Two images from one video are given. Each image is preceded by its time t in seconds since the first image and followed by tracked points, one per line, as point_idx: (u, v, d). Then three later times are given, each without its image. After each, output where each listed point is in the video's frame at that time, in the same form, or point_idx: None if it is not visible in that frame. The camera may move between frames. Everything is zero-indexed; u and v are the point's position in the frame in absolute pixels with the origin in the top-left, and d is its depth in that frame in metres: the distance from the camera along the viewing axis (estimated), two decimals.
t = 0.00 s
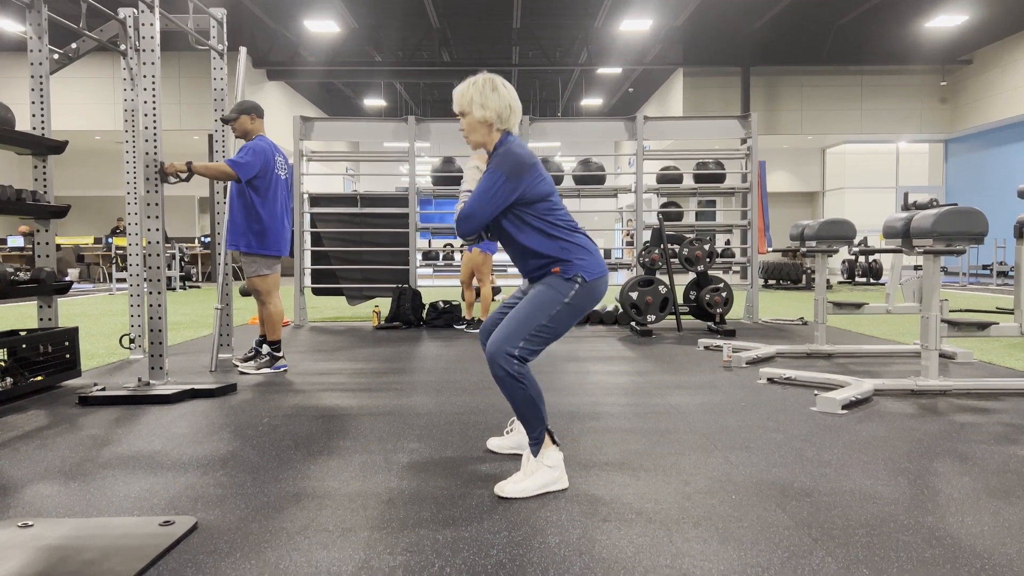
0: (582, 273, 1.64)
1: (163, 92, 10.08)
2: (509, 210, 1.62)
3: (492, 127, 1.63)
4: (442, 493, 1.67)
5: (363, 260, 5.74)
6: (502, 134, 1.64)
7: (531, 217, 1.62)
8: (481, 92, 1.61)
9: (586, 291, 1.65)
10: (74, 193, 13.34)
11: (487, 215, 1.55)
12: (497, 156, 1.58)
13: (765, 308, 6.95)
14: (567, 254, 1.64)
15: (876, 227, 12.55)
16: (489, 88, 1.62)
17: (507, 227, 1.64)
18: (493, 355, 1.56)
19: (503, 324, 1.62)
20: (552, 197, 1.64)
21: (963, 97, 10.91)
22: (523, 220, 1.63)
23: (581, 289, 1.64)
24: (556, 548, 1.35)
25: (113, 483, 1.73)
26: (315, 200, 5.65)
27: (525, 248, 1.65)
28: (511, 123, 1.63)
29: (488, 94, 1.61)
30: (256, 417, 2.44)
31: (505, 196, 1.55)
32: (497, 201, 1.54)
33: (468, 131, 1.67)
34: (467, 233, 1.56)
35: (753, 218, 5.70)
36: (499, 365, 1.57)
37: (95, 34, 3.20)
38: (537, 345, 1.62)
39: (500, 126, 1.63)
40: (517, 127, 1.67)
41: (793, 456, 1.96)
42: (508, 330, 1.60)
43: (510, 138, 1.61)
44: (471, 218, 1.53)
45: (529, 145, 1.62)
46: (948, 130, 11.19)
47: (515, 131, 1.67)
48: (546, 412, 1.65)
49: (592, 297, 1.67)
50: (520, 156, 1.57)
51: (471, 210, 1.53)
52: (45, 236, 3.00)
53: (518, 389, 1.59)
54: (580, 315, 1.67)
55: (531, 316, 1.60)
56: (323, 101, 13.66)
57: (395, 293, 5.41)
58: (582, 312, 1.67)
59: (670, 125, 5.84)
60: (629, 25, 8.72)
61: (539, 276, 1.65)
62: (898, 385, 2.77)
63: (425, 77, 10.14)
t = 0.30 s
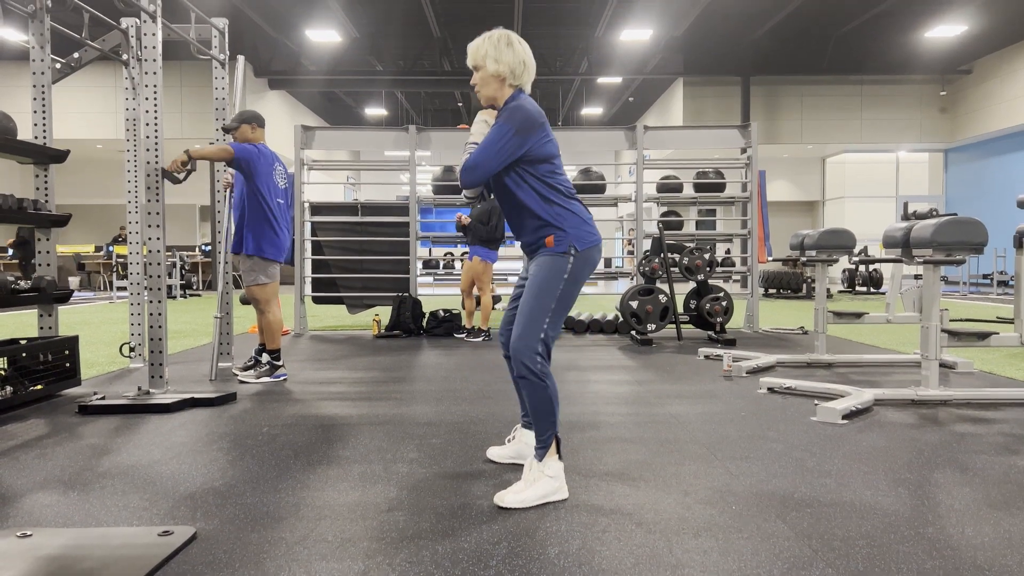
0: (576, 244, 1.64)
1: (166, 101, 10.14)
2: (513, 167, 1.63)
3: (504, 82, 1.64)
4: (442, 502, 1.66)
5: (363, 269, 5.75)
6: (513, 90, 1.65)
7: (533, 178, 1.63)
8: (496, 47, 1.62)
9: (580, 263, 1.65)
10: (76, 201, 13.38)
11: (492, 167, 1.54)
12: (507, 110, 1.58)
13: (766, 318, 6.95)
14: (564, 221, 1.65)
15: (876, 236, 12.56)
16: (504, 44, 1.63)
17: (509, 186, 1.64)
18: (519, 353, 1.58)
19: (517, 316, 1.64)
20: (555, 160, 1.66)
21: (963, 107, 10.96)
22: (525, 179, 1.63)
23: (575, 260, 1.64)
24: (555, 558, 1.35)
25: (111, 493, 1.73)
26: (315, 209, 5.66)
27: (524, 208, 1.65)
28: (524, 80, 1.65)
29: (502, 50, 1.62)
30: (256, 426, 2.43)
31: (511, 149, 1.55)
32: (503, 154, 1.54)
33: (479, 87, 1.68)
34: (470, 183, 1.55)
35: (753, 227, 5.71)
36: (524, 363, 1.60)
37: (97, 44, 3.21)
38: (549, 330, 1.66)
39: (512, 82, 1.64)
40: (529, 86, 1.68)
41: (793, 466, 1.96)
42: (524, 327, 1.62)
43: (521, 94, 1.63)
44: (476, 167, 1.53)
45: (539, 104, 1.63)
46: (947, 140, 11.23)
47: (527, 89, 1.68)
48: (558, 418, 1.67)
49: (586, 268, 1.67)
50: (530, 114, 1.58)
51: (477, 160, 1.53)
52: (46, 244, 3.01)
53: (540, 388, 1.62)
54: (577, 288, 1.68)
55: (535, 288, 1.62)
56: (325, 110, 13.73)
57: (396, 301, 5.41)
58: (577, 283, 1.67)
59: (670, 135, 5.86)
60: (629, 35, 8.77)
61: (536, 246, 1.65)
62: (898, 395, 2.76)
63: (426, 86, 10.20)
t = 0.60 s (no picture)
0: (568, 241, 1.64)
1: (168, 109, 10.18)
2: (518, 156, 1.64)
3: (518, 71, 1.65)
4: (443, 512, 1.66)
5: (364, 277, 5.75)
6: (527, 79, 1.67)
7: (534, 170, 1.64)
8: (510, 35, 1.63)
9: (570, 260, 1.66)
10: (78, 209, 13.41)
11: (499, 152, 1.55)
12: (519, 99, 1.60)
13: (767, 326, 6.94)
14: (559, 216, 1.65)
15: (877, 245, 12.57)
16: (519, 33, 1.64)
17: (511, 175, 1.65)
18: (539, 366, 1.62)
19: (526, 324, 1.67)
20: (558, 156, 1.67)
21: (963, 115, 10.99)
22: (527, 170, 1.64)
23: (566, 257, 1.65)
24: (556, 568, 1.34)
25: (111, 502, 1.73)
26: (317, 217, 5.67)
27: (522, 199, 1.65)
28: (537, 70, 1.66)
29: (516, 38, 1.63)
30: (256, 435, 2.43)
31: (519, 138, 1.56)
32: (511, 141, 1.55)
33: (492, 74, 1.69)
34: (476, 166, 1.56)
35: (753, 235, 5.71)
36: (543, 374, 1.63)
37: (99, 52, 3.24)
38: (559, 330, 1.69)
39: (525, 71, 1.65)
40: (541, 76, 1.69)
41: (794, 476, 1.95)
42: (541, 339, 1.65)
43: (534, 84, 1.64)
44: (483, 151, 1.53)
45: (550, 96, 1.64)
46: (948, 148, 11.25)
47: (539, 79, 1.69)
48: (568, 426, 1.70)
49: (576, 266, 1.68)
50: (539, 104, 1.59)
51: (484, 144, 1.53)
52: (48, 252, 3.02)
53: (555, 399, 1.65)
54: (570, 287, 1.68)
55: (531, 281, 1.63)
56: (327, 119, 13.79)
57: (396, 309, 5.41)
58: (569, 280, 1.67)
59: (671, 143, 5.88)
60: (630, 44, 8.81)
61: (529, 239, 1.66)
62: (899, 405, 2.76)
63: (428, 95, 10.25)
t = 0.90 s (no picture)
0: (563, 247, 1.64)
1: (171, 112, 10.21)
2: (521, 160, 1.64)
3: (523, 74, 1.65)
4: (444, 516, 1.65)
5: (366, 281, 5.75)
6: (532, 83, 1.67)
7: (535, 175, 1.64)
8: (516, 39, 1.63)
9: (565, 266, 1.66)
10: (80, 213, 13.44)
11: (502, 155, 1.55)
12: (524, 102, 1.60)
13: (768, 331, 6.93)
14: (555, 221, 1.65)
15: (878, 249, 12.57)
16: (524, 36, 1.64)
17: (512, 178, 1.65)
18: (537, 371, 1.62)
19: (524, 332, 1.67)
20: (560, 161, 1.67)
21: (964, 120, 11.00)
22: (529, 174, 1.64)
23: (561, 263, 1.65)
24: (557, 572, 1.34)
25: (112, 505, 1.73)
26: (318, 221, 5.67)
27: (521, 205, 1.66)
28: (543, 73, 1.66)
29: (522, 41, 1.63)
30: (257, 439, 2.43)
31: (523, 141, 1.57)
32: (515, 144, 1.55)
33: (498, 77, 1.70)
34: (480, 168, 1.56)
35: (755, 240, 5.70)
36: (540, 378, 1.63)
37: (102, 56, 3.24)
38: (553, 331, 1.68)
39: (531, 74, 1.65)
40: (547, 79, 1.69)
41: (795, 480, 1.95)
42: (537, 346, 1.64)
43: (539, 88, 1.64)
44: (488, 153, 1.53)
45: (554, 100, 1.65)
46: (949, 153, 11.26)
47: (545, 83, 1.69)
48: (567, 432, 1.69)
49: (571, 271, 1.68)
50: (544, 109, 1.60)
51: (489, 146, 1.53)
52: (50, 256, 3.03)
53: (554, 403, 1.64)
54: (566, 292, 1.68)
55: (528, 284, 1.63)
56: (329, 123, 13.83)
57: (398, 313, 5.41)
58: (565, 286, 1.67)
59: (673, 148, 5.88)
60: (632, 49, 8.83)
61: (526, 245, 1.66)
62: (901, 409, 2.75)
63: (429, 99, 10.29)
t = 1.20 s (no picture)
0: (570, 253, 1.65)
1: (172, 111, 10.22)
2: (517, 169, 1.63)
3: (511, 83, 1.65)
4: (446, 515, 1.65)
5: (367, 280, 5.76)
6: (521, 92, 1.66)
7: (534, 182, 1.64)
8: (502, 49, 1.63)
9: (574, 271, 1.66)
10: (82, 211, 13.45)
11: (497, 164, 1.55)
12: (515, 112, 1.59)
13: (769, 330, 6.92)
14: (562, 228, 1.66)
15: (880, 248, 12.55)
16: (511, 45, 1.63)
17: (511, 187, 1.65)
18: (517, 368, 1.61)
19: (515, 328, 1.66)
20: (558, 166, 1.67)
21: (966, 119, 10.98)
22: (527, 183, 1.64)
23: (569, 269, 1.65)
24: (557, 571, 1.34)
25: (113, 504, 1.73)
26: (320, 220, 5.68)
27: (524, 213, 1.66)
28: (531, 82, 1.65)
29: (508, 51, 1.63)
30: (259, 437, 2.44)
31: (517, 150, 1.56)
32: (509, 153, 1.55)
33: (487, 88, 1.70)
34: (474, 179, 1.55)
35: (756, 239, 5.69)
36: (524, 375, 1.62)
37: (103, 56, 3.25)
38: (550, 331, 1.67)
39: (519, 83, 1.65)
40: (536, 88, 1.68)
41: (795, 480, 1.95)
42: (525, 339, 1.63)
43: (529, 96, 1.63)
44: (482, 164, 1.53)
45: (547, 107, 1.64)
46: (951, 152, 11.23)
47: (534, 91, 1.69)
48: (560, 431, 1.68)
49: (578, 277, 1.68)
50: (537, 116, 1.59)
51: (483, 156, 1.53)
52: (51, 254, 3.03)
53: (541, 401, 1.64)
54: (573, 297, 1.69)
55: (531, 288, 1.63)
56: (330, 122, 13.82)
57: (399, 312, 5.41)
58: (571, 292, 1.67)
59: (674, 146, 5.87)
60: (633, 47, 8.81)
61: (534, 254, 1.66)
62: (902, 408, 2.75)
63: (431, 98, 10.28)
